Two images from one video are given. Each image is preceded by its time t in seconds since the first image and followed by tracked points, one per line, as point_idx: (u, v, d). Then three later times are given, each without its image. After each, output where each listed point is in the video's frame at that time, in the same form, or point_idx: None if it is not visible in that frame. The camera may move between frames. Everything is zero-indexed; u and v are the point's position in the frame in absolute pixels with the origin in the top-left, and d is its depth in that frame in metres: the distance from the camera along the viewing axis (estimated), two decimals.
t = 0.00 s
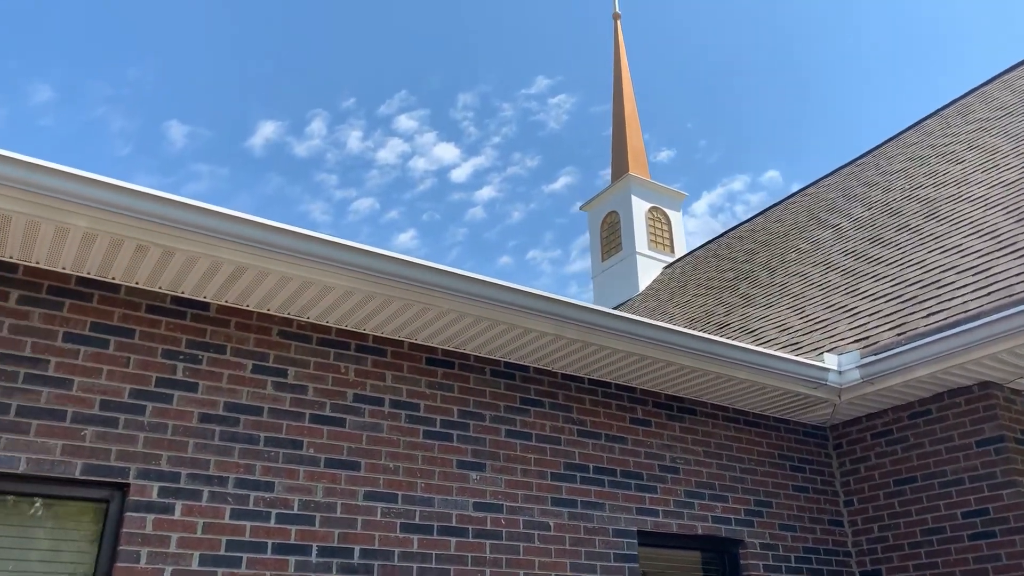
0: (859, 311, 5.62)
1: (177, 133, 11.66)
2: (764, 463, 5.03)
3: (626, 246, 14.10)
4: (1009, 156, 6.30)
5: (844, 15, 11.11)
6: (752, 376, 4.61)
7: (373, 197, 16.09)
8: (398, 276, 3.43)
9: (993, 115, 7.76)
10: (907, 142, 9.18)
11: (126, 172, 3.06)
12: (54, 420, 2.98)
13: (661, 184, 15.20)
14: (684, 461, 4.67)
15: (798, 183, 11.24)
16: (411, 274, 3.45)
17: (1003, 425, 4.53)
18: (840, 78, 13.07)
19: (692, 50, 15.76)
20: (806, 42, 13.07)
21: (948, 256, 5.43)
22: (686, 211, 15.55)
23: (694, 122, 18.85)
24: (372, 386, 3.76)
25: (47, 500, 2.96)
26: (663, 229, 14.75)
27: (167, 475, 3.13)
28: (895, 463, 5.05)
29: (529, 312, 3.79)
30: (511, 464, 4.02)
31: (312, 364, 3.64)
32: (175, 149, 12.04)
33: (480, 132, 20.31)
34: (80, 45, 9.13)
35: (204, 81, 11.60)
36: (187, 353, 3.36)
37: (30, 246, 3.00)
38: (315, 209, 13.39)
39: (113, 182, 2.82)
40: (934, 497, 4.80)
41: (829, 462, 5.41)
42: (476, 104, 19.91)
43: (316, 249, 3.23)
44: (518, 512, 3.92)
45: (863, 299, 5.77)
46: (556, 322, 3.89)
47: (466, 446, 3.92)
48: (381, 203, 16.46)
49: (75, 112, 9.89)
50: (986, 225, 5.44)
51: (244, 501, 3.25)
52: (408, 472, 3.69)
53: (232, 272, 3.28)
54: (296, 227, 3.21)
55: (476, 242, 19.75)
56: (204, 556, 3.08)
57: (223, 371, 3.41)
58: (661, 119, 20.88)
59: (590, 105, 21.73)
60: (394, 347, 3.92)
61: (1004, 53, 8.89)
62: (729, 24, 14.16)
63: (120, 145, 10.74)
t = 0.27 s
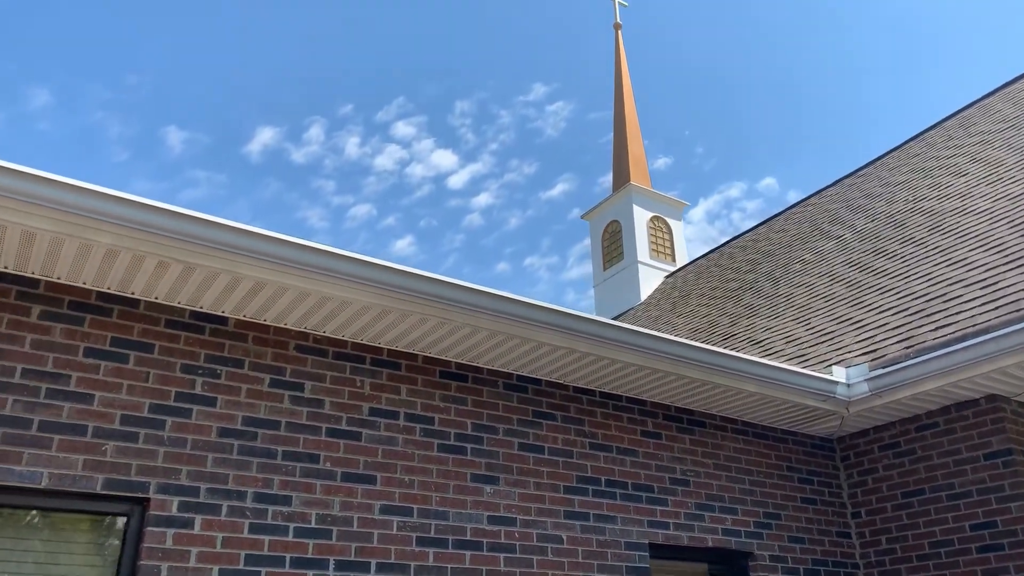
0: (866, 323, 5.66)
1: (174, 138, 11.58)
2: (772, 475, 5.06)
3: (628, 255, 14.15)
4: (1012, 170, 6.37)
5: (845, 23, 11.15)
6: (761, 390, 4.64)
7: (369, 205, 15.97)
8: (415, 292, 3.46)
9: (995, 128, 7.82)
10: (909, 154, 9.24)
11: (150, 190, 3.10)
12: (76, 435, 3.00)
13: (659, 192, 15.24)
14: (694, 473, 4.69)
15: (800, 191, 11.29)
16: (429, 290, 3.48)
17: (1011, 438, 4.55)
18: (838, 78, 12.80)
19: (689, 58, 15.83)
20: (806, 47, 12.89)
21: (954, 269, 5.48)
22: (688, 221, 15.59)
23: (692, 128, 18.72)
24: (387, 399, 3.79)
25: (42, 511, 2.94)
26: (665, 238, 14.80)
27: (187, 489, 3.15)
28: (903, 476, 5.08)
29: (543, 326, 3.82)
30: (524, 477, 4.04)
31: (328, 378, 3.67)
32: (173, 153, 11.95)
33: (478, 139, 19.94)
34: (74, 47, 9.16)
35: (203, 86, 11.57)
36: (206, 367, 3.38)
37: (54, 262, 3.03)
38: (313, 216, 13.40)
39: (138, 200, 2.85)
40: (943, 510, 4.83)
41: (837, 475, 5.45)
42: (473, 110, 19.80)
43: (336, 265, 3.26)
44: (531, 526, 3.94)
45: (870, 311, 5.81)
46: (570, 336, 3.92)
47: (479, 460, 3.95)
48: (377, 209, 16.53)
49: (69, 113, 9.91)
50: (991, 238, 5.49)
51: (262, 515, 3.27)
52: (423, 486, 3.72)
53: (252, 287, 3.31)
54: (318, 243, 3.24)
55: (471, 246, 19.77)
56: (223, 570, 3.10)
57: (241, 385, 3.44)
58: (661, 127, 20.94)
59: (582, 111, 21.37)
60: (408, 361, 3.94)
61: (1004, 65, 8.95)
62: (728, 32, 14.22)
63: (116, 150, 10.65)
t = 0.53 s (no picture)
0: (870, 335, 5.71)
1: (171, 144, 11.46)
2: (779, 486, 5.11)
3: (628, 264, 14.21)
4: (1013, 184, 6.43)
5: (844, 26, 11.04)
6: (768, 402, 4.69)
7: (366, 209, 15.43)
8: (431, 307, 3.50)
9: (995, 141, 7.90)
10: (909, 166, 9.31)
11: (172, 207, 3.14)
12: (98, 449, 3.04)
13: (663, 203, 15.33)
14: (702, 485, 4.74)
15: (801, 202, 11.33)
16: (444, 305, 3.53)
17: (1015, 451, 4.60)
18: (838, 80, 12.36)
19: (688, 58, 15.69)
20: (804, 48, 12.54)
21: (957, 282, 5.54)
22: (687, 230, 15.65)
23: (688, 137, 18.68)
24: (401, 412, 3.83)
25: (48, 527, 2.93)
26: (665, 248, 14.86)
27: (206, 502, 3.18)
28: (907, 487, 5.12)
29: (556, 340, 3.86)
30: (536, 489, 4.08)
31: (344, 391, 3.71)
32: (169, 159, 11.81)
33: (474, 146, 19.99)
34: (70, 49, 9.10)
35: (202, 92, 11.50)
36: (224, 381, 3.42)
37: (77, 277, 3.07)
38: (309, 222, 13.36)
39: (163, 218, 2.89)
40: (948, 522, 4.87)
41: (842, 486, 5.50)
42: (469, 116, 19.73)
43: (354, 280, 3.31)
44: (543, 538, 3.98)
45: (874, 323, 5.87)
46: (581, 350, 3.96)
47: (492, 472, 3.98)
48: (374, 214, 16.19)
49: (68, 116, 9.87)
50: (993, 252, 5.56)
51: (280, 527, 3.30)
52: (437, 499, 3.75)
53: (270, 302, 3.35)
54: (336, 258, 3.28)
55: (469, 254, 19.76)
56: None
57: (259, 399, 3.47)
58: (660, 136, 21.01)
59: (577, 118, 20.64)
60: (421, 374, 3.98)
61: (1004, 78, 9.01)
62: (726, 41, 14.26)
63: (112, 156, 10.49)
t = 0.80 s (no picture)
0: (869, 350, 5.80)
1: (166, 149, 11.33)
2: (781, 499, 5.18)
3: (627, 274, 14.30)
4: (1009, 201, 6.54)
5: (844, 33, 11.03)
6: (771, 417, 4.76)
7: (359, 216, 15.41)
8: (445, 324, 3.57)
9: (990, 158, 8.02)
10: (906, 180, 9.43)
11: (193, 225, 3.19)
12: (118, 463, 3.08)
13: (664, 215, 15.45)
14: (705, 498, 4.80)
15: (798, 214, 11.44)
16: (457, 321, 3.59)
17: (1013, 465, 4.68)
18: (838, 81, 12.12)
19: (687, 61, 15.73)
20: (804, 48, 12.44)
21: (954, 298, 5.64)
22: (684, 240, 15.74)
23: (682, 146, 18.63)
24: (413, 427, 3.88)
25: (37, 538, 2.91)
26: (662, 258, 14.98)
27: (224, 517, 3.23)
28: (907, 501, 5.20)
29: (564, 355, 3.92)
30: (544, 503, 4.14)
31: (357, 406, 3.77)
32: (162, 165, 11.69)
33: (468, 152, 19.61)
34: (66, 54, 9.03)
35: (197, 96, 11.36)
36: (241, 396, 3.47)
37: (99, 293, 3.12)
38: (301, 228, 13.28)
39: (186, 237, 2.95)
40: (947, 535, 4.95)
41: (841, 499, 5.58)
42: (464, 123, 19.75)
43: (371, 297, 3.36)
44: (551, 551, 4.04)
45: (873, 338, 5.96)
46: (590, 365, 4.02)
47: (502, 486, 4.04)
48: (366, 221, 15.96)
49: (59, 122, 9.88)
50: (990, 268, 5.67)
51: (296, 541, 3.35)
52: (448, 512, 3.81)
53: (288, 318, 3.41)
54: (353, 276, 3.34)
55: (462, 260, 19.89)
56: None
57: (275, 414, 3.53)
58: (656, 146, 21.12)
59: (574, 126, 19.71)
60: (432, 389, 4.04)
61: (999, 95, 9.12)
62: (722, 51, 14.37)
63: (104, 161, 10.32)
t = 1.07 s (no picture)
0: (863, 363, 5.90)
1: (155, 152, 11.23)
2: (777, 511, 5.27)
3: (620, 284, 14.41)
4: (1000, 218, 6.66)
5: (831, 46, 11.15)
6: (769, 430, 4.83)
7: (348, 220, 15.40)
8: (453, 340, 3.62)
9: (980, 174, 8.15)
10: (896, 195, 9.56)
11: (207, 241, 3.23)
12: (132, 477, 3.12)
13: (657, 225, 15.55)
14: (704, 510, 4.87)
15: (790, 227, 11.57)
16: (465, 337, 3.64)
17: (1004, 479, 4.77)
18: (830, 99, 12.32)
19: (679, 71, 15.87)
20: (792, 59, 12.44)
21: (947, 313, 5.74)
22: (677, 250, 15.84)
23: (673, 155, 18.73)
24: (419, 440, 3.94)
25: (22, 546, 2.88)
26: (654, 267, 15.09)
27: (234, 530, 3.27)
28: (900, 513, 5.28)
29: (568, 370, 3.98)
30: (547, 516, 4.20)
31: (364, 420, 3.82)
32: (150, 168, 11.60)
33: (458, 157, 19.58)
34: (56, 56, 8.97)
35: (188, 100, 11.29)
36: (251, 411, 3.51)
37: (114, 308, 3.15)
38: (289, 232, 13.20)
39: (202, 255, 2.98)
40: (939, 547, 5.03)
41: (836, 511, 5.67)
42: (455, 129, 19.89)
43: (382, 314, 3.41)
44: (554, 563, 4.11)
45: (867, 352, 6.06)
46: (593, 380, 4.08)
47: (505, 499, 4.10)
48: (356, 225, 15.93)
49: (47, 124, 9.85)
50: (981, 285, 5.77)
51: (305, 554, 3.39)
52: (453, 525, 3.86)
53: (299, 334, 3.45)
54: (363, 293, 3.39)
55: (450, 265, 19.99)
56: None
57: (284, 428, 3.57)
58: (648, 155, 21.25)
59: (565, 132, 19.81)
60: (438, 403, 4.09)
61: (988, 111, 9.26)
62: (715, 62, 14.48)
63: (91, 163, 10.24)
